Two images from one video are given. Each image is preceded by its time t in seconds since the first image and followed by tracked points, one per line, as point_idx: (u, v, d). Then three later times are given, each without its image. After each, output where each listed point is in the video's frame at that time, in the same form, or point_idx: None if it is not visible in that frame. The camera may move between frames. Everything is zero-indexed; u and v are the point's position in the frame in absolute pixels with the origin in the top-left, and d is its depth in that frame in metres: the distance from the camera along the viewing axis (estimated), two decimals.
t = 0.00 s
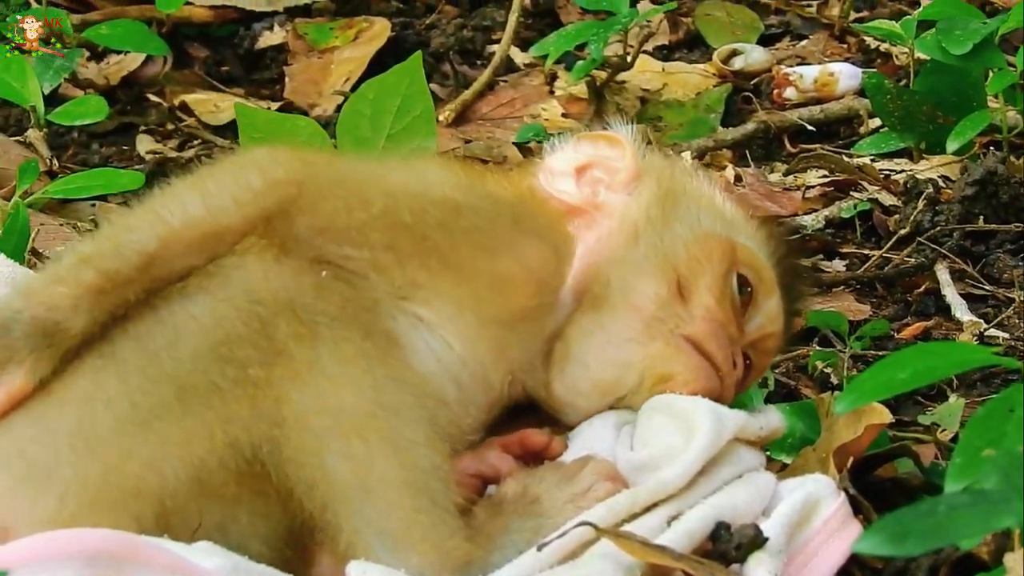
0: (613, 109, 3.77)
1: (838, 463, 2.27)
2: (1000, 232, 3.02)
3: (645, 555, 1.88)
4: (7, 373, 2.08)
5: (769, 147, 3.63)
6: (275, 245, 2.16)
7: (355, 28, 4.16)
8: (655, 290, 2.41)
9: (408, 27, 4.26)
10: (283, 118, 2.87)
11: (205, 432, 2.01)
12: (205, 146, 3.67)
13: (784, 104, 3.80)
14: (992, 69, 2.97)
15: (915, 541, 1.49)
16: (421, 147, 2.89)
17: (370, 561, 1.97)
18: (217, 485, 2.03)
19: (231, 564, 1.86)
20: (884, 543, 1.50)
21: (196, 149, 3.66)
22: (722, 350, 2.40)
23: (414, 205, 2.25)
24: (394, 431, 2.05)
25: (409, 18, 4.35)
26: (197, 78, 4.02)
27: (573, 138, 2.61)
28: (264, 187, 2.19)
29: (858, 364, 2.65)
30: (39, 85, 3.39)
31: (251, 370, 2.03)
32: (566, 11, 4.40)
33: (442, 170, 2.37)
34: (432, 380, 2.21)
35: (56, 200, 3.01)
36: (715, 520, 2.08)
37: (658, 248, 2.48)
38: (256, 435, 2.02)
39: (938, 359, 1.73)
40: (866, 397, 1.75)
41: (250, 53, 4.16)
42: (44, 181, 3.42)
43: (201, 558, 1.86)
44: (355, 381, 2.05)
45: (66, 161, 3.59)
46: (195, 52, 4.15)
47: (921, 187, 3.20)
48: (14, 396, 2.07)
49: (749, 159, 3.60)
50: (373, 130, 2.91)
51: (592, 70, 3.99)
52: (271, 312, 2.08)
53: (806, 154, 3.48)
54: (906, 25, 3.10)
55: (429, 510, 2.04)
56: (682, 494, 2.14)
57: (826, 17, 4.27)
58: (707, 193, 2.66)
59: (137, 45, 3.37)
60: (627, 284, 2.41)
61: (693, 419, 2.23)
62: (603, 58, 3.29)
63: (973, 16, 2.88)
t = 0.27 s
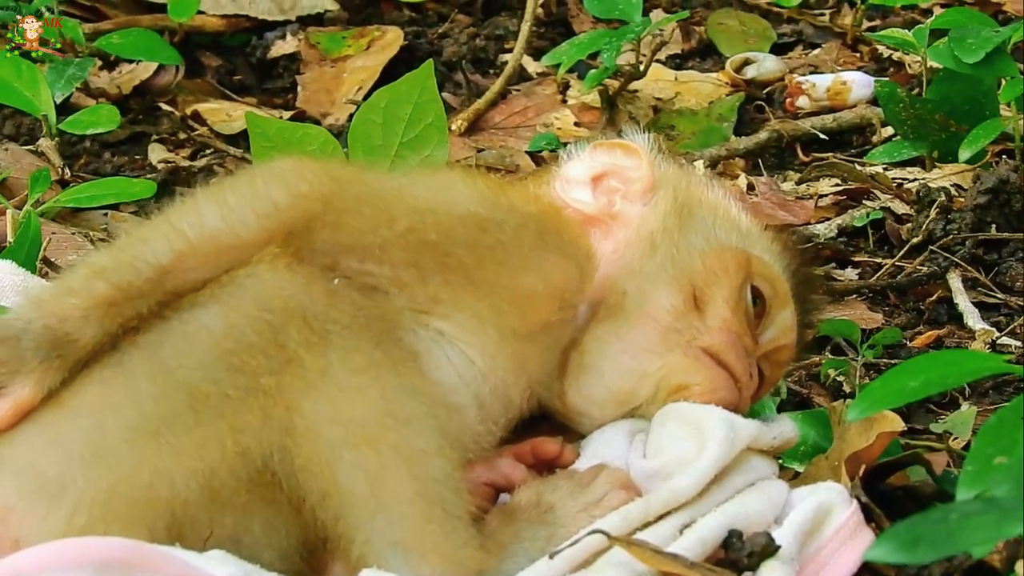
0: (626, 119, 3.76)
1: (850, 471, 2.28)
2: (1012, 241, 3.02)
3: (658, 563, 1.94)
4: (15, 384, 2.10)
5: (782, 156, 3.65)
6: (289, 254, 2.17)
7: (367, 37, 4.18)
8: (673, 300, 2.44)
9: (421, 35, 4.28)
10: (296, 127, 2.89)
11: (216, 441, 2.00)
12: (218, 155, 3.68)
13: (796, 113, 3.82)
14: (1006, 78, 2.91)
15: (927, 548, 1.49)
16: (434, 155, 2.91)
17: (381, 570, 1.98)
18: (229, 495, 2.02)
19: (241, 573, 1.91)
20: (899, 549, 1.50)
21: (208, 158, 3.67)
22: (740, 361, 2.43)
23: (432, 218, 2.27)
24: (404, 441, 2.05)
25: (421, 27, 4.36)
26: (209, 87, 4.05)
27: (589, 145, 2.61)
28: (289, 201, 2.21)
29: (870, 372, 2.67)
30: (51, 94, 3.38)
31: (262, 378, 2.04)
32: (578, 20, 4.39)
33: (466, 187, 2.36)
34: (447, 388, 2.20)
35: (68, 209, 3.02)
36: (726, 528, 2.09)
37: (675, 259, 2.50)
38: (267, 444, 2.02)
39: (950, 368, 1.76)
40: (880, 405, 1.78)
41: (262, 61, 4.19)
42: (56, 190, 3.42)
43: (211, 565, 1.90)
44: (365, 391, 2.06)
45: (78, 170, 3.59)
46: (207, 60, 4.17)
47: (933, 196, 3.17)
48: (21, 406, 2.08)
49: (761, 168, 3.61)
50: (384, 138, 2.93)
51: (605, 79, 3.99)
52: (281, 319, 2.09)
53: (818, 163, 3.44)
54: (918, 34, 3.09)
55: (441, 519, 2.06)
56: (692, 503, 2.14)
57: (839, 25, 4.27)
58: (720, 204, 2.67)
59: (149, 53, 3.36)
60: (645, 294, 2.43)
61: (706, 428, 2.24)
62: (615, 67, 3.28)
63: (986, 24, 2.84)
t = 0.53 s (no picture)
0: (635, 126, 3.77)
1: (859, 476, 2.28)
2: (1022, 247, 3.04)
3: (665, 568, 1.93)
4: (51, 387, 2.08)
5: (791, 161, 3.63)
6: (310, 262, 2.21)
7: (377, 42, 4.18)
8: (688, 308, 2.46)
9: (430, 41, 4.27)
10: (305, 131, 2.89)
11: (229, 446, 2.04)
12: (227, 160, 3.68)
13: (805, 118, 3.80)
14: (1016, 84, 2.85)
15: (935, 555, 1.53)
16: (445, 160, 2.93)
17: None
18: (239, 499, 2.05)
19: None
20: (907, 555, 1.55)
21: (217, 163, 3.66)
22: (753, 372, 2.43)
23: (454, 219, 2.28)
24: (413, 446, 2.06)
25: (431, 33, 4.37)
26: (219, 92, 4.03)
27: (614, 150, 2.65)
28: (314, 198, 2.26)
29: (879, 377, 2.71)
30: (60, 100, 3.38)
31: (274, 384, 2.07)
32: (588, 26, 4.41)
33: (483, 192, 2.39)
34: (457, 394, 2.22)
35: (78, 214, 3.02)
36: (736, 533, 2.09)
37: (693, 268, 2.52)
38: (278, 450, 2.05)
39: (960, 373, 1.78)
40: (887, 410, 1.80)
41: (271, 67, 4.18)
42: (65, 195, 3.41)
43: (220, 569, 1.94)
44: (376, 398, 2.06)
45: (87, 175, 3.58)
46: (216, 66, 4.18)
47: (943, 202, 3.23)
48: (58, 410, 2.07)
49: (770, 174, 3.59)
50: (394, 144, 2.94)
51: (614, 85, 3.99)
52: (292, 325, 2.12)
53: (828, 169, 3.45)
54: (927, 39, 3.10)
55: (451, 524, 2.06)
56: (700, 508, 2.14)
57: (847, 32, 4.26)
58: (743, 215, 2.70)
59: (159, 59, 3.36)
60: (661, 301, 2.46)
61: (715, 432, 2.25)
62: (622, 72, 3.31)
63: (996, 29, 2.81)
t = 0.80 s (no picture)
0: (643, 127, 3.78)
1: (868, 476, 2.29)
2: None
3: (674, 569, 1.94)
4: (37, 385, 2.08)
5: (799, 163, 3.64)
6: (315, 264, 2.21)
7: (384, 44, 4.20)
8: (699, 310, 2.46)
9: (438, 43, 4.28)
10: (313, 133, 2.88)
11: (235, 448, 2.04)
12: (234, 163, 3.68)
13: (813, 120, 3.81)
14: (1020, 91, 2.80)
15: (944, 556, 1.59)
16: (451, 162, 2.94)
17: None
18: (247, 501, 2.06)
19: None
20: (916, 556, 1.61)
21: (225, 166, 3.67)
22: (764, 376, 2.43)
23: (460, 227, 2.29)
24: (421, 447, 2.07)
25: (438, 35, 4.37)
26: (226, 95, 4.04)
27: (627, 148, 2.64)
28: (315, 207, 2.24)
29: (888, 379, 2.73)
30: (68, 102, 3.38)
31: (281, 384, 2.07)
32: (595, 28, 4.40)
33: (492, 197, 2.39)
34: (463, 395, 2.23)
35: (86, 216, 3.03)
36: (744, 534, 2.10)
37: (705, 270, 2.52)
38: (287, 451, 2.05)
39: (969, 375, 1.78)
40: (894, 411, 1.81)
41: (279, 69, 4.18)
42: (72, 198, 3.42)
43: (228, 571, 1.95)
44: (383, 398, 2.07)
45: (95, 177, 3.59)
46: (223, 68, 4.17)
47: (951, 203, 3.18)
48: (44, 408, 2.07)
49: (778, 176, 3.61)
50: (402, 146, 2.93)
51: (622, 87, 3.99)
52: (302, 327, 2.12)
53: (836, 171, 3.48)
54: (935, 41, 3.10)
55: (460, 525, 2.07)
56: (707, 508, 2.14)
57: (856, 33, 4.25)
58: (755, 218, 2.70)
59: (166, 61, 3.36)
60: (674, 301, 2.47)
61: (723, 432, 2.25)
62: (629, 73, 3.32)
63: (1003, 30, 2.77)
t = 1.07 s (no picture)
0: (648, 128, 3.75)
1: (872, 478, 2.29)
2: None
3: (680, 570, 1.94)
4: (36, 383, 2.09)
5: (804, 164, 3.65)
6: (316, 262, 2.19)
7: (388, 46, 4.19)
8: (705, 311, 2.46)
9: (442, 44, 4.28)
10: (317, 134, 2.89)
11: (238, 447, 2.03)
12: (239, 164, 3.67)
13: (818, 122, 3.79)
14: None
15: (949, 556, 1.57)
16: (456, 163, 2.94)
17: None
18: (251, 502, 2.06)
19: None
20: (921, 556, 1.59)
21: (229, 167, 3.66)
22: (770, 376, 2.44)
23: (463, 229, 2.28)
24: (426, 447, 2.07)
25: (443, 36, 4.37)
26: (230, 95, 4.05)
27: (634, 148, 2.63)
28: (319, 210, 2.24)
29: (892, 380, 2.72)
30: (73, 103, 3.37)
31: (285, 384, 2.06)
32: (600, 29, 4.40)
33: (497, 199, 2.36)
34: (468, 395, 2.23)
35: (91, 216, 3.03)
36: (748, 535, 2.09)
37: (711, 271, 2.52)
38: (290, 451, 2.05)
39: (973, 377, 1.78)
40: (899, 410, 1.80)
41: (283, 70, 4.18)
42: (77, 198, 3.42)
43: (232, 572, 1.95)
44: (387, 398, 2.07)
45: (100, 178, 3.59)
46: (228, 69, 4.17)
47: (956, 204, 3.20)
48: (44, 407, 2.08)
49: (784, 176, 3.61)
50: (407, 146, 2.94)
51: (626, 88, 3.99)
52: (306, 326, 2.11)
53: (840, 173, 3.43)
54: (940, 43, 3.10)
55: (465, 526, 2.08)
56: (711, 508, 2.13)
57: (861, 35, 4.26)
58: (760, 219, 2.70)
59: (171, 62, 3.36)
60: (679, 302, 2.47)
61: (728, 432, 2.25)
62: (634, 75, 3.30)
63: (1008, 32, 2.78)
